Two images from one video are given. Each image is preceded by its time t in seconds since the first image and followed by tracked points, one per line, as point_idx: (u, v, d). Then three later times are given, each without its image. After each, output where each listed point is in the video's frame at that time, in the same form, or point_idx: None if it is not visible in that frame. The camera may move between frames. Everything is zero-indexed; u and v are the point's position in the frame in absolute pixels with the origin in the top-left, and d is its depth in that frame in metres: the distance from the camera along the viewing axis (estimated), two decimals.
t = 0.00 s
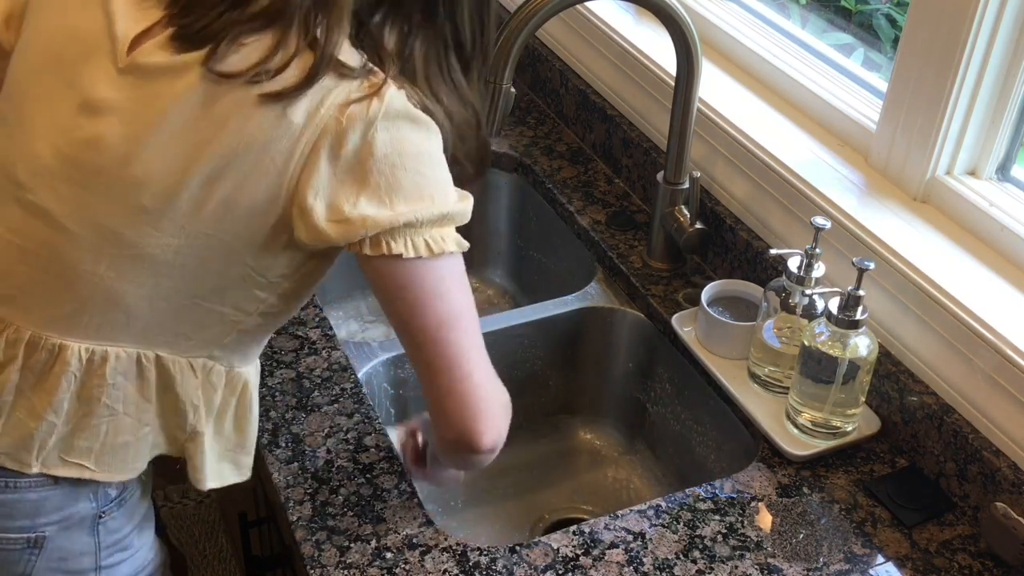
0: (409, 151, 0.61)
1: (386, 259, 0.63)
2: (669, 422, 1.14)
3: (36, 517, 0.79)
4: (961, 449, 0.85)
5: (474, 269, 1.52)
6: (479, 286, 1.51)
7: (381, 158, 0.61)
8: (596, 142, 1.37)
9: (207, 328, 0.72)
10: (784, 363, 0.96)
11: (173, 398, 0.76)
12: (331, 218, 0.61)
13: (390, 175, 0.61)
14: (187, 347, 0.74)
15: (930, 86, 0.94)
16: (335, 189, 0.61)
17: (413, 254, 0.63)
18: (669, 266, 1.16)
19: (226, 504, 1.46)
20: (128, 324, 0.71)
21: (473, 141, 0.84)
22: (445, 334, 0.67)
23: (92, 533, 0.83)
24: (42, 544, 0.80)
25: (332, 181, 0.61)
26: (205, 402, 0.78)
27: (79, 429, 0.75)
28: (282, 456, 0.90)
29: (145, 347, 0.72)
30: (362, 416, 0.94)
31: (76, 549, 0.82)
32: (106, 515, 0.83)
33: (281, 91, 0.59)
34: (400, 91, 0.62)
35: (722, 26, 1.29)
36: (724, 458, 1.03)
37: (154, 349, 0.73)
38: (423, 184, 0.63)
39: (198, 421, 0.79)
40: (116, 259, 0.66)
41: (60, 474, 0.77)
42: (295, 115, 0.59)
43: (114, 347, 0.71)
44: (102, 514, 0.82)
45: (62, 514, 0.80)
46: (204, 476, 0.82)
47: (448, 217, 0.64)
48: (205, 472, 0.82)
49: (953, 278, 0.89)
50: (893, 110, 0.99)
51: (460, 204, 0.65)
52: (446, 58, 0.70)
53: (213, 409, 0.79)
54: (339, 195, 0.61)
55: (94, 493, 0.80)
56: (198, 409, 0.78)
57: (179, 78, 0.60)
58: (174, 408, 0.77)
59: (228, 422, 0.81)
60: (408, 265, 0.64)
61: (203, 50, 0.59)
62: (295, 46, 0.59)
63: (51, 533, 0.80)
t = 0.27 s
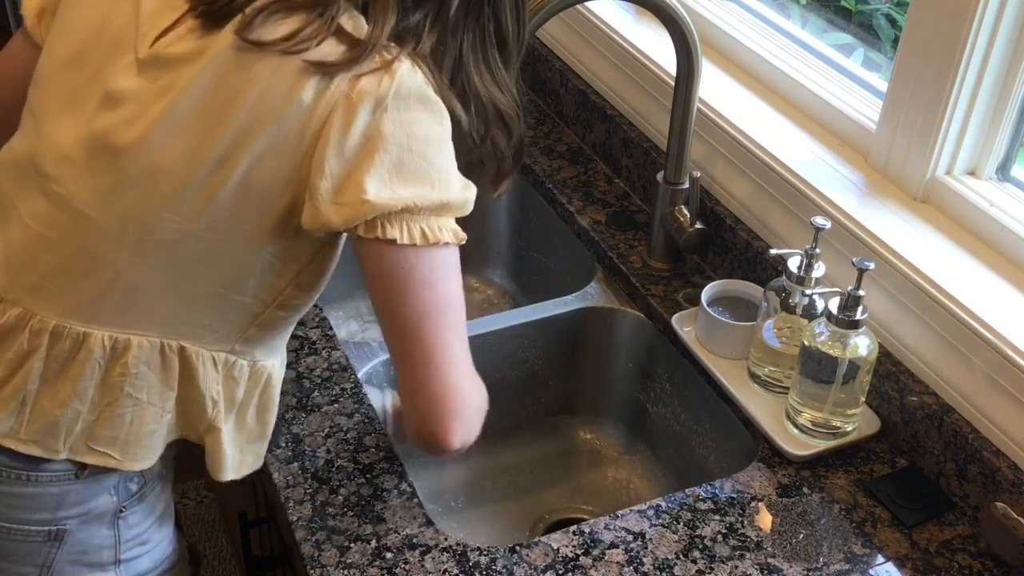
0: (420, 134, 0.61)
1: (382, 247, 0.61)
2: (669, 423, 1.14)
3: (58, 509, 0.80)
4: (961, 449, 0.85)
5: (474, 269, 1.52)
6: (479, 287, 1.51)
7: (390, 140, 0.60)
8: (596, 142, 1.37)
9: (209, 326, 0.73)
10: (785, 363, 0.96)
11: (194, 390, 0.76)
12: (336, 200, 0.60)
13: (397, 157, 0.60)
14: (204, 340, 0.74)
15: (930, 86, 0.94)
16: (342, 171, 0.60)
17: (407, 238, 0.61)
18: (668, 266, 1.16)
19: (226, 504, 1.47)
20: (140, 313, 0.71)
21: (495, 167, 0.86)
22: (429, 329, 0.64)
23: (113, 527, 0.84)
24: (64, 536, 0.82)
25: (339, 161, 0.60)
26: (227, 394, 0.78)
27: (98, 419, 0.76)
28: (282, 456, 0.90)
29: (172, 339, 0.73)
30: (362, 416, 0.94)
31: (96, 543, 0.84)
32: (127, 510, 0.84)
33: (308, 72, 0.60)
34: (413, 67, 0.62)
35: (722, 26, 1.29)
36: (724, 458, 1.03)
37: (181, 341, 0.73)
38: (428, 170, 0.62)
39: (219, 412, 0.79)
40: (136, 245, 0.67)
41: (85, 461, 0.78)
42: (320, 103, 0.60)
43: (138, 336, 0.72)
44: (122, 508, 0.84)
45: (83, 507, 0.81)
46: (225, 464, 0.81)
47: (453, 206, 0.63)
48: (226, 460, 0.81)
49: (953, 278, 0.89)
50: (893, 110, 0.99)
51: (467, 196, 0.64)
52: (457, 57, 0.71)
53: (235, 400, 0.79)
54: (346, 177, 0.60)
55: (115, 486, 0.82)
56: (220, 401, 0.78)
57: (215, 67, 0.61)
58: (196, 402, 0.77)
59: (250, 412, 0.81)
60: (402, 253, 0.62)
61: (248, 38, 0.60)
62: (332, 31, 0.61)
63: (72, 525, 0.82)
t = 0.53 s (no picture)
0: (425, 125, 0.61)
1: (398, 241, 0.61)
2: (669, 423, 1.14)
3: (65, 493, 0.81)
4: (961, 449, 0.85)
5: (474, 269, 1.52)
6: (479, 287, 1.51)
7: (396, 133, 0.60)
8: (596, 142, 1.37)
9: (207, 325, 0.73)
10: (785, 363, 0.96)
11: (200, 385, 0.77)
12: (342, 195, 0.60)
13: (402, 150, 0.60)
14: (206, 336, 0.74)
15: (930, 86, 0.94)
16: (349, 164, 0.60)
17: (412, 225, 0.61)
18: (668, 266, 1.16)
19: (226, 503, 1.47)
20: (143, 307, 0.72)
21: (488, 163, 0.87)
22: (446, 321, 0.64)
23: (117, 510, 0.85)
24: (70, 521, 0.83)
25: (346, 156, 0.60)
26: (236, 393, 0.79)
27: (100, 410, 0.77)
28: (282, 456, 0.90)
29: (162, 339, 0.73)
30: (362, 416, 0.94)
31: (101, 526, 0.85)
32: (130, 493, 0.86)
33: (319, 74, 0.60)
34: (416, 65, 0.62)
35: (722, 26, 1.29)
36: (724, 458, 1.03)
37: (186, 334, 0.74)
38: (434, 161, 0.61)
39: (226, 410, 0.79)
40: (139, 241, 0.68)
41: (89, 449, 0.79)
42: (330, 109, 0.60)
43: (143, 328, 0.73)
44: (126, 492, 0.85)
45: (90, 491, 0.82)
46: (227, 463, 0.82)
47: (460, 194, 0.63)
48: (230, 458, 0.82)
49: (953, 278, 0.89)
50: (893, 110, 0.99)
51: (474, 184, 0.64)
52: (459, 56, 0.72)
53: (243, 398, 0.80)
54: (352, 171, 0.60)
55: (119, 474, 0.83)
56: (226, 397, 0.78)
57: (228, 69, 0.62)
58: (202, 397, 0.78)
59: (257, 412, 0.82)
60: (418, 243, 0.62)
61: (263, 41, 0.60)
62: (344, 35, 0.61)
63: (79, 509, 0.83)
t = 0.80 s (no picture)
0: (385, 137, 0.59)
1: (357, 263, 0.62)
2: (669, 422, 1.14)
3: (45, 492, 0.80)
4: (961, 449, 0.85)
5: (475, 269, 1.52)
6: (480, 287, 1.51)
7: (355, 151, 0.59)
8: (596, 142, 1.37)
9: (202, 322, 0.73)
10: (785, 363, 0.96)
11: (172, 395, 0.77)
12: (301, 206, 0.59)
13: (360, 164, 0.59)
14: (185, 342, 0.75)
15: (930, 86, 0.94)
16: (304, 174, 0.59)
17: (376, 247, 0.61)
18: (668, 266, 1.16)
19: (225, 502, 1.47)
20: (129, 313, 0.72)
21: (462, 173, 0.85)
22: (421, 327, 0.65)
23: (100, 509, 0.84)
24: (52, 520, 0.81)
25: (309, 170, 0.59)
26: (211, 393, 0.79)
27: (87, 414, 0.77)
28: (282, 456, 0.90)
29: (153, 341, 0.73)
30: (362, 416, 0.94)
31: (85, 525, 0.83)
32: (114, 492, 0.84)
33: (278, 78, 0.59)
34: (378, 75, 0.61)
35: (722, 26, 1.29)
36: (724, 458, 1.03)
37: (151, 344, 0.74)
38: (394, 175, 0.60)
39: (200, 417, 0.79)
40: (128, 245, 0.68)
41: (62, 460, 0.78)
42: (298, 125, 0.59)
43: (109, 335, 0.73)
44: (109, 491, 0.83)
45: (71, 489, 0.81)
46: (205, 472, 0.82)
47: (422, 210, 0.61)
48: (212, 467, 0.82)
49: (953, 278, 0.89)
50: (893, 110, 0.99)
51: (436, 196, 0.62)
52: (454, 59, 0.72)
53: (220, 399, 0.80)
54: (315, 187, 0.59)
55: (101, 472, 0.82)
56: (198, 404, 0.78)
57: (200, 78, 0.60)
58: (172, 407, 0.78)
59: (234, 413, 0.81)
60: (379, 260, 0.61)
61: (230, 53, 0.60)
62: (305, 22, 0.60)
63: (60, 508, 0.81)
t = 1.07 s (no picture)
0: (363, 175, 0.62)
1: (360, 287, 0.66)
2: (669, 422, 1.14)
3: None
4: (961, 449, 0.85)
5: (474, 269, 1.52)
6: (480, 287, 1.51)
7: (333, 184, 0.61)
8: (596, 142, 1.37)
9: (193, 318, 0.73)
10: (785, 363, 0.96)
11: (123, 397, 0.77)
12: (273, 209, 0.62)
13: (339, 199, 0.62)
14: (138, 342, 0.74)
15: (930, 86, 0.94)
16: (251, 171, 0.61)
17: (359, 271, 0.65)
18: (668, 266, 1.16)
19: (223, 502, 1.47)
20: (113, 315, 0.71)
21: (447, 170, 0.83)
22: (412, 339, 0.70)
23: (39, 513, 0.82)
24: None
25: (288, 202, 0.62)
26: (152, 400, 0.79)
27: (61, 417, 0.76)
28: (282, 456, 0.90)
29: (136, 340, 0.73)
30: (362, 416, 0.94)
31: (23, 529, 0.82)
32: (53, 496, 0.82)
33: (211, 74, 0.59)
34: (354, 115, 0.62)
35: (722, 26, 1.29)
36: (724, 459, 1.03)
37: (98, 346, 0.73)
38: (375, 209, 0.63)
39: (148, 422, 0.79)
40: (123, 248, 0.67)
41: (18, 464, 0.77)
42: (253, 115, 0.59)
43: (59, 338, 0.71)
44: (49, 494, 0.82)
45: (9, 493, 0.79)
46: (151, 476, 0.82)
47: (402, 232, 0.65)
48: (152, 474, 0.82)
49: (954, 278, 0.89)
50: (893, 110, 0.99)
51: (414, 218, 0.66)
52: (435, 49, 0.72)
53: (159, 409, 0.80)
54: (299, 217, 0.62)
55: (41, 476, 0.80)
56: (144, 406, 0.78)
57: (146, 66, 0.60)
58: (120, 409, 0.77)
59: (173, 425, 0.81)
60: (368, 283, 0.66)
61: (165, 44, 0.59)
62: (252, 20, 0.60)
63: None
